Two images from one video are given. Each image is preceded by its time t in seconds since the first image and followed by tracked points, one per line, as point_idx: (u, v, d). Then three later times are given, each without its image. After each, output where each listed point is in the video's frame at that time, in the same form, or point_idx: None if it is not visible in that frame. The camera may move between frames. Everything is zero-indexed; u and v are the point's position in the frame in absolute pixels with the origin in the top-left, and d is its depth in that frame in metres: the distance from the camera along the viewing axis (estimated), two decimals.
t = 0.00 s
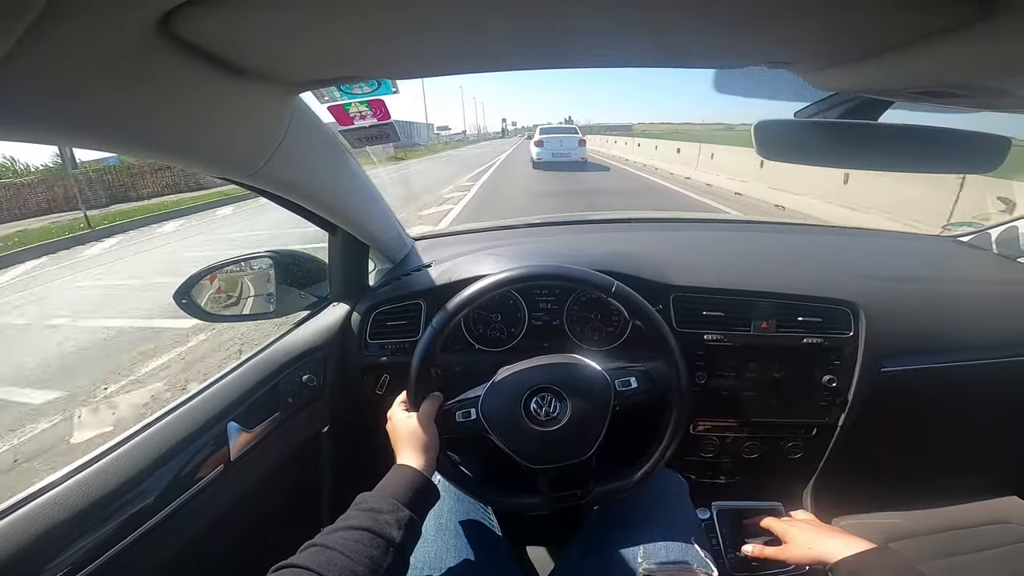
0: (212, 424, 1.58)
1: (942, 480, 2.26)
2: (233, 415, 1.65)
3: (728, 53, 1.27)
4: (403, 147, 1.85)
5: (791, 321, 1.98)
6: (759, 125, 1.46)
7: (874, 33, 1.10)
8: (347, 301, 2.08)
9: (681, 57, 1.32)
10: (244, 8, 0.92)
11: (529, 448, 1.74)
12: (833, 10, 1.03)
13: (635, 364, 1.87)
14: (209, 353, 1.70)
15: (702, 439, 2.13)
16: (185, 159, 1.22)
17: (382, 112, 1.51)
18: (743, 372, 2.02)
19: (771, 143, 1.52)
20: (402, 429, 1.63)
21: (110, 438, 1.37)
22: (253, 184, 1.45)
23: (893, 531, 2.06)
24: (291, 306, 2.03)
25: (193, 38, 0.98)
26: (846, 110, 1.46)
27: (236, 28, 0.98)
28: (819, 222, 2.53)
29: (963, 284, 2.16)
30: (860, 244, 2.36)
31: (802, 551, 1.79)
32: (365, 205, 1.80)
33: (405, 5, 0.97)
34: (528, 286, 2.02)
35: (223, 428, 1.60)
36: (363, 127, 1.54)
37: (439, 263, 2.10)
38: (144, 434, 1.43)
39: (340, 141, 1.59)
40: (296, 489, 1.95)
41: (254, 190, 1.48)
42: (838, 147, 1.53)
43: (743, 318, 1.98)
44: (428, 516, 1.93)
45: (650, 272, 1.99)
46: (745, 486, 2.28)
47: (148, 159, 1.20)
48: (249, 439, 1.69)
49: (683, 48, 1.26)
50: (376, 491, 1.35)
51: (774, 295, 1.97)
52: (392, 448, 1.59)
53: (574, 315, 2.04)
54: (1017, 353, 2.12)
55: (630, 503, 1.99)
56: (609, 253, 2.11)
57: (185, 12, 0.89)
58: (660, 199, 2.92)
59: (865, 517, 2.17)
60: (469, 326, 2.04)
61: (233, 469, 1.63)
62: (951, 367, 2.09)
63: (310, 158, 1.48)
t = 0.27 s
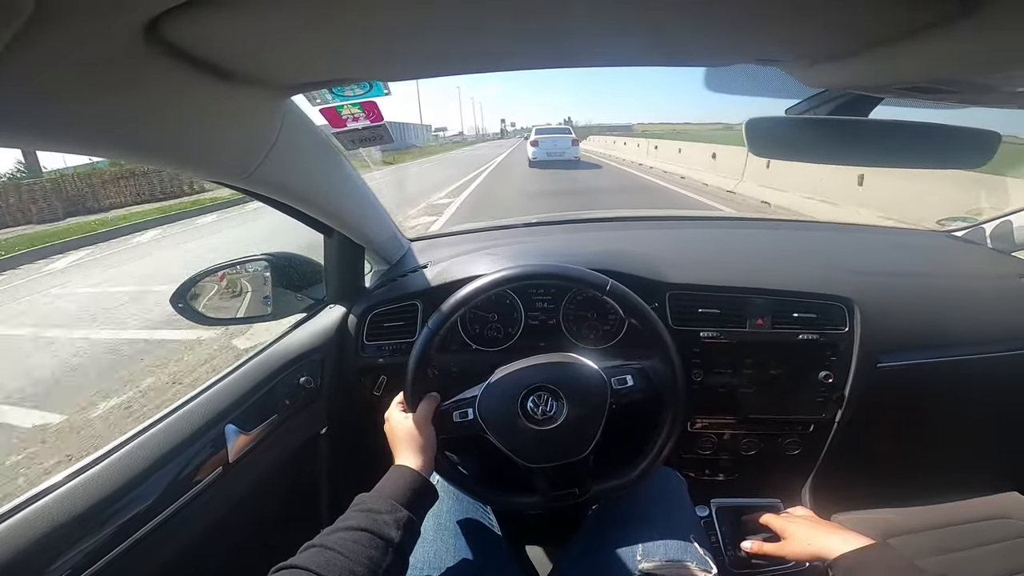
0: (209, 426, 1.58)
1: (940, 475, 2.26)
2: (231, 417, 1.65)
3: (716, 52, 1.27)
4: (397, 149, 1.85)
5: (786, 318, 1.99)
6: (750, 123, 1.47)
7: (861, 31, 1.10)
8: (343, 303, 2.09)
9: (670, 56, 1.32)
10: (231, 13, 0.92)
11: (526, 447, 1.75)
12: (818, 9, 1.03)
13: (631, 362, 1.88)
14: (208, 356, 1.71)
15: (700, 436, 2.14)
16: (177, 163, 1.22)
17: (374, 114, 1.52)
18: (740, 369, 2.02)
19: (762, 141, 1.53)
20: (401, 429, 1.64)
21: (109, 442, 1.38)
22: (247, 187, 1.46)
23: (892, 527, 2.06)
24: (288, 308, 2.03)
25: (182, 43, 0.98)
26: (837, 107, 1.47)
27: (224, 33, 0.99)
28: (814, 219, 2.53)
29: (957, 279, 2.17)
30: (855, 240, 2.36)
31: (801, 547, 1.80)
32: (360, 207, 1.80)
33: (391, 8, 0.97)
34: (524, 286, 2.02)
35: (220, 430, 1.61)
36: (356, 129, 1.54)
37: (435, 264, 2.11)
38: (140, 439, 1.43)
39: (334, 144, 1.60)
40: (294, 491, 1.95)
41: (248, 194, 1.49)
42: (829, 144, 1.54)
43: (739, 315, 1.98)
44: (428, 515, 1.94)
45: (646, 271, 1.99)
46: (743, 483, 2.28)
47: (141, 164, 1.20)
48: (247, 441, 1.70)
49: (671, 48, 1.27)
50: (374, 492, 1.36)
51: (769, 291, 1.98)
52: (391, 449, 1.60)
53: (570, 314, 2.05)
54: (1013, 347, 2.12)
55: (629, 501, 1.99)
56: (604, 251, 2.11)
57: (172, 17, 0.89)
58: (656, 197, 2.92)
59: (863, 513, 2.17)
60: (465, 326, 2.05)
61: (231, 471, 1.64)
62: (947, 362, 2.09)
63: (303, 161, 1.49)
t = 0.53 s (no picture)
0: (206, 429, 1.58)
1: (941, 468, 2.25)
2: (228, 419, 1.65)
3: (708, 46, 1.26)
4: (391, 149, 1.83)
5: (783, 312, 1.98)
6: (743, 117, 1.47)
7: (851, 23, 1.10)
8: (339, 304, 2.09)
9: (661, 50, 1.31)
10: (213, 9, 0.91)
11: (526, 445, 1.74)
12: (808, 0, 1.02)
13: (629, 358, 1.87)
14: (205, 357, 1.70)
15: (700, 431, 2.12)
16: (166, 164, 1.21)
17: (367, 112, 1.51)
18: (738, 364, 2.02)
19: (756, 134, 1.52)
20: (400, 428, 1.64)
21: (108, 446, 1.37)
22: (238, 188, 1.44)
23: (893, 521, 2.05)
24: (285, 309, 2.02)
25: (164, 42, 0.98)
26: (831, 99, 1.46)
27: (207, 31, 0.98)
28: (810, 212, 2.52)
29: (955, 270, 2.16)
30: (852, 234, 2.36)
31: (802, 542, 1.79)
32: (355, 206, 1.80)
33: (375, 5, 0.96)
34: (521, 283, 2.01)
35: (218, 433, 1.61)
36: (348, 127, 1.53)
37: (431, 262, 2.10)
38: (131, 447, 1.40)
39: (327, 143, 1.59)
40: (292, 493, 1.94)
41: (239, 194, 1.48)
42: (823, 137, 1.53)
43: (736, 310, 1.98)
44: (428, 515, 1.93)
45: (642, 267, 1.98)
46: (744, 478, 2.27)
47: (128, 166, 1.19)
48: (246, 443, 1.69)
49: (662, 42, 1.26)
50: (373, 492, 1.35)
51: (766, 285, 1.97)
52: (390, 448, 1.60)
53: (567, 311, 2.04)
54: (1012, 338, 2.11)
55: (628, 498, 1.98)
56: (600, 248, 2.10)
57: (152, 15, 0.89)
58: (652, 193, 2.91)
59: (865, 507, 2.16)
60: (462, 325, 2.04)
61: (229, 474, 1.63)
62: (945, 354, 2.09)
63: (294, 160, 1.48)
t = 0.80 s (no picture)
0: (192, 440, 1.57)
1: (932, 453, 2.25)
2: (214, 430, 1.65)
3: (672, 37, 1.26)
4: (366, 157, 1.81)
5: (766, 302, 1.98)
6: (715, 107, 1.45)
7: (811, 11, 1.09)
8: (322, 311, 2.08)
9: (626, 44, 1.31)
10: (166, 22, 0.92)
11: (513, 445, 1.74)
12: None
13: (613, 354, 1.87)
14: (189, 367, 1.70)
15: (689, 425, 2.11)
16: (134, 178, 1.21)
17: (336, 117, 1.50)
18: (724, 356, 2.02)
19: (728, 125, 1.51)
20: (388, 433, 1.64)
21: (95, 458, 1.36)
22: (207, 198, 1.44)
23: (887, 508, 2.04)
24: (267, 319, 2.02)
25: (120, 57, 0.98)
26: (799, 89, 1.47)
27: (163, 44, 0.98)
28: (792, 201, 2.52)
29: (935, 254, 2.17)
30: (833, 222, 2.36)
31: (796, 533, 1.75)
32: (332, 212, 1.80)
33: (329, 11, 0.96)
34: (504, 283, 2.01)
35: (204, 444, 1.60)
36: (318, 133, 1.53)
37: (413, 266, 2.10)
38: (111, 463, 1.38)
39: (299, 150, 1.60)
40: (283, 502, 1.94)
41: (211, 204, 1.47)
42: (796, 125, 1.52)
43: (719, 302, 1.97)
44: (421, 519, 1.92)
45: (623, 262, 1.98)
46: (736, 471, 2.27)
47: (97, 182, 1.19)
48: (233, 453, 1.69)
49: (625, 36, 1.25)
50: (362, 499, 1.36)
51: (747, 276, 1.97)
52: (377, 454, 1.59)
53: (551, 309, 2.04)
54: (993, 320, 2.12)
55: (620, 495, 1.98)
56: (581, 244, 2.10)
57: (105, 31, 0.89)
58: (636, 189, 2.91)
59: (858, 495, 2.15)
60: (447, 327, 2.02)
61: (218, 484, 1.63)
62: (930, 338, 2.09)
63: (264, 166, 1.47)
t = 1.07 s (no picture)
0: (182, 451, 1.57)
1: (922, 440, 2.27)
2: (203, 442, 1.64)
3: (643, 34, 1.26)
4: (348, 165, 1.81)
5: (751, 295, 1.99)
6: (692, 103, 1.49)
7: (777, 6, 1.10)
8: (309, 320, 2.08)
9: (598, 43, 1.31)
10: (124, 34, 0.92)
11: (505, 447, 1.74)
12: None
13: (601, 352, 1.86)
14: (177, 383, 1.70)
15: (681, 420, 2.11)
16: (110, 194, 1.22)
17: (312, 125, 1.51)
18: (712, 351, 2.02)
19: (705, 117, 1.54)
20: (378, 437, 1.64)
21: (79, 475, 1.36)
22: (182, 211, 1.43)
23: (881, 497, 2.04)
24: (254, 329, 2.03)
25: (83, 71, 0.98)
26: (771, 83, 1.49)
27: (124, 57, 0.98)
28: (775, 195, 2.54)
29: (917, 245, 2.19)
30: (815, 215, 2.37)
31: (791, 526, 1.71)
32: (313, 220, 1.80)
33: (288, 18, 0.96)
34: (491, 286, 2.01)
35: (194, 456, 1.60)
36: (295, 141, 1.54)
37: (400, 271, 2.10)
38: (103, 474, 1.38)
39: (277, 159, 1.61)
40: (276, 512, 1.94)
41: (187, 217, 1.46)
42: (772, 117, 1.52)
43: (705, 297, 1.98)
44: (418, 523, 1.91)
45: (608, 260, 1.98)
46: (730, 466, 2.24)
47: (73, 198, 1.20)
48: (224, 464, 1.69)
49: (596, 34, 1.25)
50: (355, 504, 1.36)
51: (732, 270, 1.98)
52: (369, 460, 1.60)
53: (540, 309, 2.00)
54: (973, 306, 2.16)
55: (616, 494, 1.97)
56: (565, 244, 2.11)
57: (64, 45, 0.89)
58: (623, 187, 2.90)
59: (852, 486, 2.15)
60: (435, 331, 1.99)
61: (209, 495, 1.63)
62: (914, 325, 2.11)
63: (237, 177, 1.47)
